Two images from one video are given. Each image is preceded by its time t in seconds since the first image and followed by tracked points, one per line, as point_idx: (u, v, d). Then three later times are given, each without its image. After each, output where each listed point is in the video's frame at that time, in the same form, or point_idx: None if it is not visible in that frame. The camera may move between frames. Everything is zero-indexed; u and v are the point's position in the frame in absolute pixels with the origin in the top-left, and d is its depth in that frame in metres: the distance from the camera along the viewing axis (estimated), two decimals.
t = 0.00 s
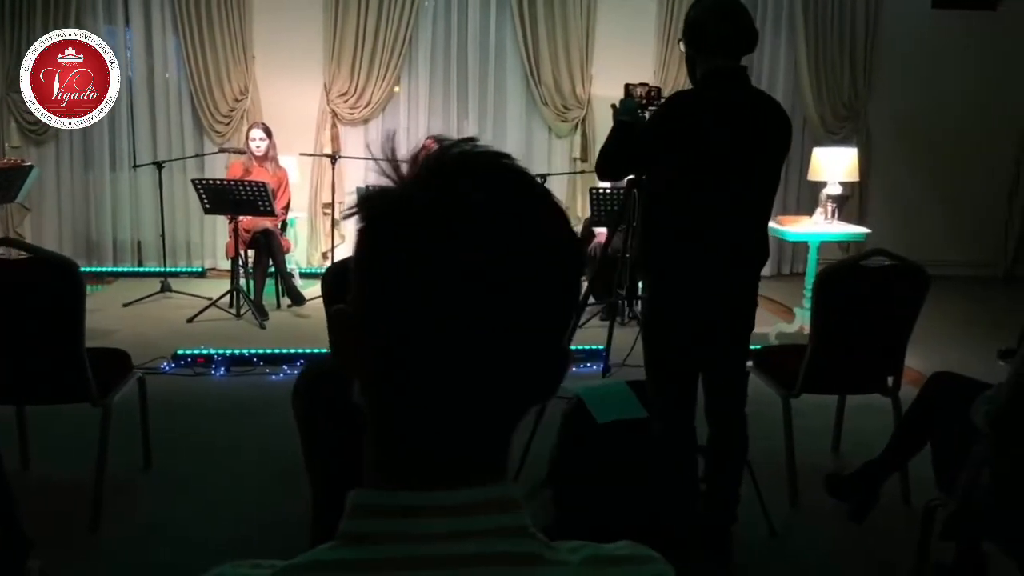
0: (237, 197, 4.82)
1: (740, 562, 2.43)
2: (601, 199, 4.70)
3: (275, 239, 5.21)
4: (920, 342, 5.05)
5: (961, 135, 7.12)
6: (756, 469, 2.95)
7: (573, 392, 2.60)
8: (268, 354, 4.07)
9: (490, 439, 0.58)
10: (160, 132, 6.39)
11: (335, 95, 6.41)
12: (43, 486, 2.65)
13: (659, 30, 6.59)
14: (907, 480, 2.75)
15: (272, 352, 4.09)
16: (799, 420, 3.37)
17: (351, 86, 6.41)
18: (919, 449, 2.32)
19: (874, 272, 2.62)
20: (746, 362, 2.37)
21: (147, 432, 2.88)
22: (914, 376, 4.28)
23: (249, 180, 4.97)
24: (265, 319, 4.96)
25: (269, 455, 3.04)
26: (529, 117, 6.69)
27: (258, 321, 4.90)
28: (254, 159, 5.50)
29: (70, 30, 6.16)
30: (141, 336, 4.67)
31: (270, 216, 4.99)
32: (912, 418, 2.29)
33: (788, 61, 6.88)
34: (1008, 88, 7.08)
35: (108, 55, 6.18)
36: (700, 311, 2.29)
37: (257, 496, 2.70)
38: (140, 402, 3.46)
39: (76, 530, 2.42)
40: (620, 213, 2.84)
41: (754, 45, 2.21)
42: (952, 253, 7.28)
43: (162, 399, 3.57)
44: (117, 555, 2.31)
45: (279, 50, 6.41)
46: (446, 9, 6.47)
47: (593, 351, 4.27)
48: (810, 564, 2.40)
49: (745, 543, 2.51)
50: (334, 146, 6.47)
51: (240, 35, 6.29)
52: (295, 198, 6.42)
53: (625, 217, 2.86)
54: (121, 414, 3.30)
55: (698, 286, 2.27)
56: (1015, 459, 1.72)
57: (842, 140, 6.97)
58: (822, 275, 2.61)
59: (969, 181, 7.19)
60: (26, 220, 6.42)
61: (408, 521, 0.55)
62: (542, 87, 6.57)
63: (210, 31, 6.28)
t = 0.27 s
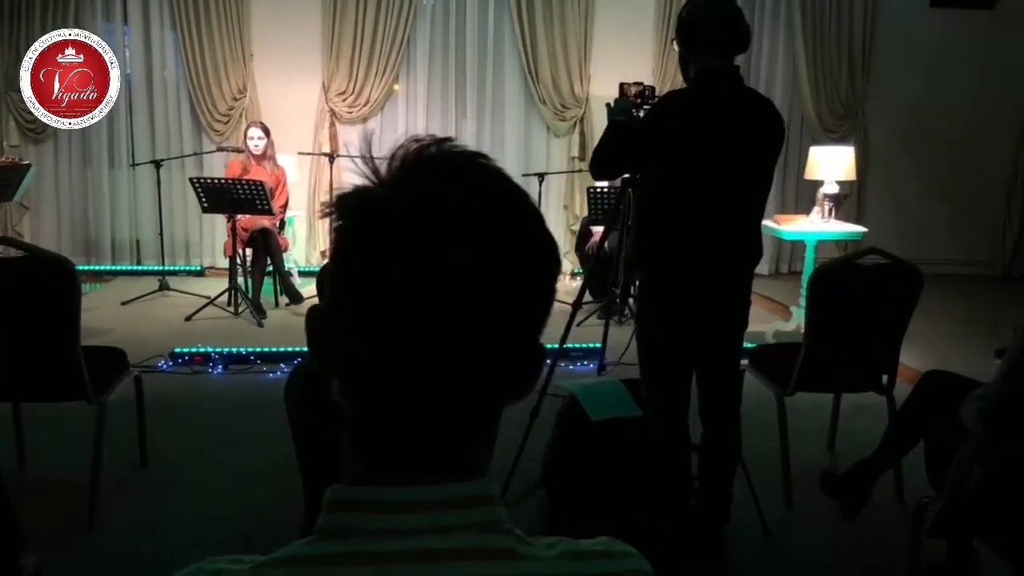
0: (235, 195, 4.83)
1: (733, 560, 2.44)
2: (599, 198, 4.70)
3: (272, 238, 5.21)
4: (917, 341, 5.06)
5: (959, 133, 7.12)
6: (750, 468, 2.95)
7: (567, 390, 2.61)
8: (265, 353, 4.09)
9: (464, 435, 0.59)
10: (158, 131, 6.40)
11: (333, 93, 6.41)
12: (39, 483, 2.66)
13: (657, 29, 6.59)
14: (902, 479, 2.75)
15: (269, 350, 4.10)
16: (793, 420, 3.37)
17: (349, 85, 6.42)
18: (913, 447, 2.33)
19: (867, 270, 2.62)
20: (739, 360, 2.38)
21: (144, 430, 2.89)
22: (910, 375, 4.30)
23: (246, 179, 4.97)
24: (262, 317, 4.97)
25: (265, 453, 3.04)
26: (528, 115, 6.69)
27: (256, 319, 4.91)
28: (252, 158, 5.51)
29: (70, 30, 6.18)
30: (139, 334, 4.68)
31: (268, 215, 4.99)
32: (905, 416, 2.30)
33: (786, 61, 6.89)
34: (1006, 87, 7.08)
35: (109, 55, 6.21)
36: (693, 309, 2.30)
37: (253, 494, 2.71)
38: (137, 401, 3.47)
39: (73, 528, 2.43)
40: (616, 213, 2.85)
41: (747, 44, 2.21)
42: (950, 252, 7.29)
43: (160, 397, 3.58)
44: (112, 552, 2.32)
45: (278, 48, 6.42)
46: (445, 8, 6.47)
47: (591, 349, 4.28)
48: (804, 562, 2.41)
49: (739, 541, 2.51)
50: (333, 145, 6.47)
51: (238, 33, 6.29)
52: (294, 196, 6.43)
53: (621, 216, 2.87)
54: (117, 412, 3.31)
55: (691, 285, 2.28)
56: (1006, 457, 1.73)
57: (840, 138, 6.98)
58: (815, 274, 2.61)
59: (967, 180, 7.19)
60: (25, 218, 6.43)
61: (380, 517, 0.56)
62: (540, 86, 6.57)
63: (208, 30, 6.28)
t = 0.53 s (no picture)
0: (231, 194, 4.82)
1: (726, 560, 2.44)
2: (594, 197, 4.70)
3: (267, 236, 5.15)
4: (913, 340, 5.06)
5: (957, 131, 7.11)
6: (744, 468, 2.95)
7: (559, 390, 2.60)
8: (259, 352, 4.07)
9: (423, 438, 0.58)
10: (155, 130, 6.40)
11: (330, 92, 6.41)
12: (31, 483, 2.66)
13: (654, 27, 6.59)
14: (895, 478, 2.75)
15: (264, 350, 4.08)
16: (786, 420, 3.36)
17: (346, 84, 6.41)
18: (906, 445, 2.33)
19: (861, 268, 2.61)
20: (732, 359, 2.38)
21: (136, 430, 2.89)
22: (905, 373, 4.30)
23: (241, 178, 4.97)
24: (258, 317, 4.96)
25: (258, 452, 3.04)
26: (525, 114, 6.69)
27: (252, 318, 4.90)
28: (248, 158, 5.50)
29: (70, 30, 6.14)
30: (134, 334, 4.68)
31: (264, 214, 4.99)
32: (898, 415, 2.29)
33: (783, 60, 6.88)
34: (1004, 84, 7.07)
35: (109, 55, 6.18)
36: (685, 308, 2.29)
37: (244, 493, 2.71)
38: (131, 401, 3.47)
39: (64, 527, 2.43)
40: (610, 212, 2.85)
41: (738, 41, 2.21)
42: (947, 250, 7.28)
43: (153, 397, 3.58)
44: (102, 551, 2.31)
45: (274, 47, 6.41)
46: (441, 7, 6.47)
47: (586, 348, 4.27)
48: (797, 561, 2.40)
49: (731, 541, 2.51)
50: (330, 144, 6.47)
51: (235, 32, 6.28)
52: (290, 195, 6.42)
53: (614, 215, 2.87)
54: (110, 412, 3.30)
55: (683, 284, 2.27)
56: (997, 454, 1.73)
57: (838, 137, 6.97)
58: (809, 273, 2.60)
59: (965, 178, 7.18)
60: (21, 218, 6.42)
61: (342, 522, 0.55)
62: (537, 84, 6.57)
63: (204, 28, 6.27)
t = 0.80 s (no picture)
0: (226, 194, 4.82)
1: (717, 561, 2.43)
2: (589, 196, 4.68)
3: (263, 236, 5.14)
4: (909, 339, 5.05)
5: (956, 131, 7.11)
6: (735, 469, 2.94)
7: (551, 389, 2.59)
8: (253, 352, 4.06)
9: (377, 440, 0.57)
10: (151, 128, 6.39)
11: (326, 91, 6.40)
12: (20, 483, 2.65)
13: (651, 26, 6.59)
14: (887, 478, 2.74)
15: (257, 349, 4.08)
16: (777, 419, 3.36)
17: (342, 83, 6.41)
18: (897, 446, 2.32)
19: (853, 267, 2.61)
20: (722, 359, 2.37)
21: (126, 430, 2.88)
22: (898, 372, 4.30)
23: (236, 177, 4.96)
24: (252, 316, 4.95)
25: (249, 453, 3.03)
26: (521, 113, 6.68)
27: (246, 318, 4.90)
28: (243, 157, 5.49)
29: (70, 30, 6.11)
30: (128, 333, 4.68)
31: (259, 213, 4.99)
32: (889, 415, 2.29)
33: (781, 58, 6.88)
34: (1002, 84, 7.06)
35: (109, 55, 6.16)
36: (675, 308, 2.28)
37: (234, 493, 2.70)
38: (122, 401, 3.46)
39: (52, 527, 2.42)
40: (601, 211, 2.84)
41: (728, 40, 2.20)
42: (945, 250, 7.27)
43: (146, 397, 3.57)
44: (90, 551, 2.30)
45: (271, 46, 6.40)
46: (438, 5, 6.46)
47: (580, 348, 4.26)
48: (788, 562, 2.39)
49: (722, 542, 2.50)
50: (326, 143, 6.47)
51: (231, 31, 6.27)
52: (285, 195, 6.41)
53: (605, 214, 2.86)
54: (101, 412, 3.29)
55: (674, 283, 2.27)
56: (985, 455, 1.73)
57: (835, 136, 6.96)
58: (803, 271, 2.59)
59: (963, 177, 7.17)
60: (17, 217, 6.41)
61: (295, 525, 0.54)
62: (533, 84, 6.56)
63: (200, 28, 6.26)
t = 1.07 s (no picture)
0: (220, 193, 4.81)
1: (706, 560, 2.42)
2: (583, 195, 4.67)
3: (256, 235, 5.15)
4: (905, 338, 5.03)
5: (953, 129, 7.10)
6: (725, 469, 2.93)
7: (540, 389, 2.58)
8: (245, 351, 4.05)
9: (320, 439, 0.56)
10: (145, 127, 6.38)
11: (321, 89, 6.39)
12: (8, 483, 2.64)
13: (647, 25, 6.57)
14: (878, 478, 2.73)
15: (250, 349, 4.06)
16: (769, 419, 3.34)
17: (337, 81, 6.39)
18: (886, 446, 2.31)
19: (843, 266, 2.60)
20: (710, 358, 2.36)
21: (115, 430, 2.87)
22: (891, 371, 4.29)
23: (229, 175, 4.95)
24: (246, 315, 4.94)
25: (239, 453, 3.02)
26: (517, 112, 6.67)
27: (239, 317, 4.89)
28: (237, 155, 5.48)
29: (69, 30, 5.99)
30: (121, 332, 4.68)
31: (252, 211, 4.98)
32: (878, 414, 2.28)
33: (777, 57, 6.86)
34: (999, 83, 7.05)
35: (108, 56, 6.03)
36: (663, 307, 2.27)
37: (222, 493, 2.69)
38: (113, 401, 3.45)
39: (38, 527, 2.41)
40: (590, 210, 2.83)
41: (716, 37, 2.19)
42: (942, 249, 7.25)
43: (136, 397, 3.56)
44: (75, 551, 2.30)
45: (267, 45, 6.39)
46: (433, 4, 6.45)
47: (573, 348, 4.25)
48: (777, 561, 2.39)
49: (711, 542, 2.49)
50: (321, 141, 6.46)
51: (226, 29, 6.26)
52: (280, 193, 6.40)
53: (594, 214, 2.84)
54: (90, 413, 3.27)
55: (661, 282, 2.26)
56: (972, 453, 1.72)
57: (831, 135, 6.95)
58: (793, 269, 2.58)
59: (961, 174, 7.16)
60: (12, 216, 6.40)
61: (234, 529, 0.53)
62: (529, 82, 6.54)
63: (195, 26, 6.25)
